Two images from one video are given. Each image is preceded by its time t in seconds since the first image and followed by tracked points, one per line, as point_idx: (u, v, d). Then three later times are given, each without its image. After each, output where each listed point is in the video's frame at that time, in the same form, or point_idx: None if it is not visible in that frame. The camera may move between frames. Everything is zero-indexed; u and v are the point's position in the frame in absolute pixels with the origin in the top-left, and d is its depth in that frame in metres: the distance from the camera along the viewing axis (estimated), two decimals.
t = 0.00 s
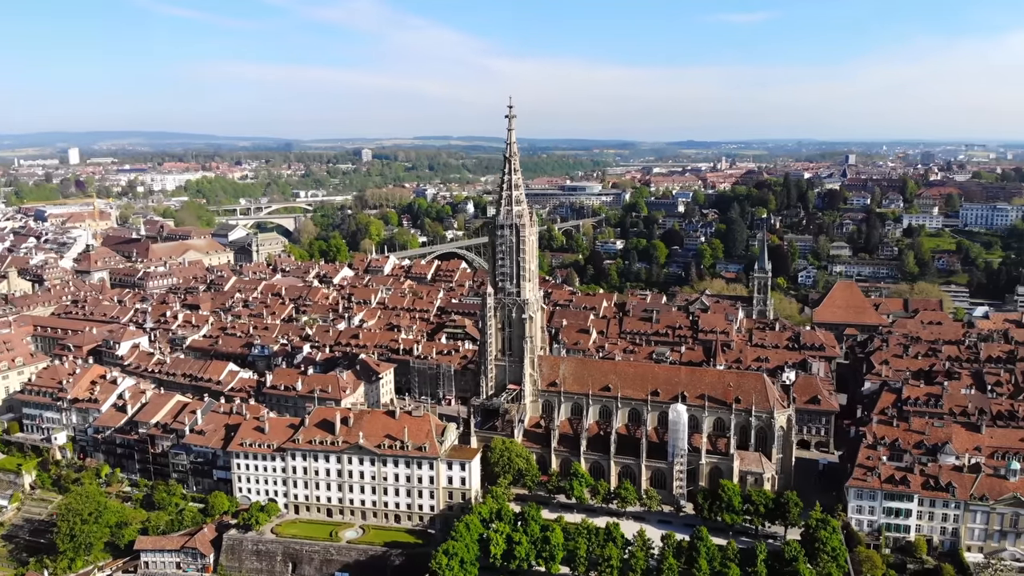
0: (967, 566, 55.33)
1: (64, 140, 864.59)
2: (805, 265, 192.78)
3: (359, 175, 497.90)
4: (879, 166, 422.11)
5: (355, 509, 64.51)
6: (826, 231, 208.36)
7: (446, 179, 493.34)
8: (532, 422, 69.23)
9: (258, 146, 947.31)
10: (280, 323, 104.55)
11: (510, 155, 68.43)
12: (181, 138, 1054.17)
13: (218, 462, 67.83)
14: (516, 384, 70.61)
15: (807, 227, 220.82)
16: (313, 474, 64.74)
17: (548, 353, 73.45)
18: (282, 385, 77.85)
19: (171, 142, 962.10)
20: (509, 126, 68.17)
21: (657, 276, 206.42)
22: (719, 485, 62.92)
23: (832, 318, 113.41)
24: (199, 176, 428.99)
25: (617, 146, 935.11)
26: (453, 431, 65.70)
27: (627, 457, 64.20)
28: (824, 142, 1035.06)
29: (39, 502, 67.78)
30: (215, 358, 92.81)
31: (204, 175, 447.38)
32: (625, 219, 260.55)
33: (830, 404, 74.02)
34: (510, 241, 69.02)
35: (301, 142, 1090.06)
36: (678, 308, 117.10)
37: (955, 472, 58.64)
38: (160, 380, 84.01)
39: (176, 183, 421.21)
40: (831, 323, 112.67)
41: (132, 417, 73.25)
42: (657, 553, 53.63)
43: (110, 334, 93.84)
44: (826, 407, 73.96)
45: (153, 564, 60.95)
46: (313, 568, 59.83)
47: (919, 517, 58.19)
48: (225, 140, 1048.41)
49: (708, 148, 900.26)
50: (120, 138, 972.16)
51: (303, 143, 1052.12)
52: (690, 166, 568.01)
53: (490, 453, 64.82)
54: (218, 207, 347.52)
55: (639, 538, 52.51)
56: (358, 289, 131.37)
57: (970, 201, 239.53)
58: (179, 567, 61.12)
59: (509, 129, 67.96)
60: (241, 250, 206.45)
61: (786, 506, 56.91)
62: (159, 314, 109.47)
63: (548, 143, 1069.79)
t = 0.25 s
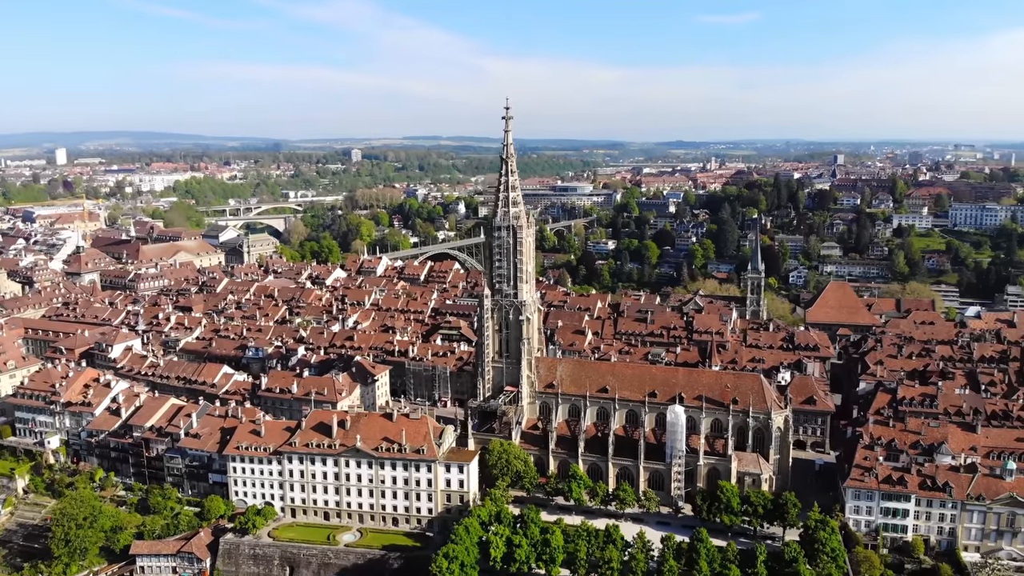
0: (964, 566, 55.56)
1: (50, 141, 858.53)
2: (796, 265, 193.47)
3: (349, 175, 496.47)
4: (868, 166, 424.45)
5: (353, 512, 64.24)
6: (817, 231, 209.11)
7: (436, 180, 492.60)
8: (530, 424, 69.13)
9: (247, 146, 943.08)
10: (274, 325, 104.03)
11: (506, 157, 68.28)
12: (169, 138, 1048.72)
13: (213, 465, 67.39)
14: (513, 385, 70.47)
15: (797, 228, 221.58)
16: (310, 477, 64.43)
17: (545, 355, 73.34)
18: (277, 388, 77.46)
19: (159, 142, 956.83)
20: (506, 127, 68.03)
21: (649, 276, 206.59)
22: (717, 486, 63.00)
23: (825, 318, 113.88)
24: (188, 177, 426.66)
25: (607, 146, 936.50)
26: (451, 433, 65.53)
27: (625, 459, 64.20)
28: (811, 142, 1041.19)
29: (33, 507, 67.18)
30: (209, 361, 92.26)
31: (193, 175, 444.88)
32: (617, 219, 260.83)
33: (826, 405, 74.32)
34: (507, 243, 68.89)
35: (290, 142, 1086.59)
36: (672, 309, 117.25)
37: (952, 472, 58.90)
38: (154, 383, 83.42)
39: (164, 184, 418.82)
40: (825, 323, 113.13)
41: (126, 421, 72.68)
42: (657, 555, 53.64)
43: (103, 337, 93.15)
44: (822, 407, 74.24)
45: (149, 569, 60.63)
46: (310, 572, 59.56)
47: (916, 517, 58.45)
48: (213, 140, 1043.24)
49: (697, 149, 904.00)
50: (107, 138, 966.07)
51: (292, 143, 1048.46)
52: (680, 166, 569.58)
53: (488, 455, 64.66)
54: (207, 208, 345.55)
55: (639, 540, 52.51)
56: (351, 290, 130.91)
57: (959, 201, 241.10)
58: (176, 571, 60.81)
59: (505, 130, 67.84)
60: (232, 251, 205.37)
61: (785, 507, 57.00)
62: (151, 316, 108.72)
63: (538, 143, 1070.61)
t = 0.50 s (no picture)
0: (961, 566, 55.82)
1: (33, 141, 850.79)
2: (785, 265, 194.37)
3: (337, 175, 494.81)
4: (855, 166, 427.29)
5: (350, 516, 63.90)
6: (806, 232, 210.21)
7: (425, 180, 491.88)
8: (527, 426, 68.98)
9: (234, 147, 938.51)
10: (266, 328, 103.46)
11: (502, 158, 68.12)
12: (155, 138, 1042.84)
13: (208, 470, 66.86)
14: (510, 388, 70.26)
15: (787, 228, 222.56)
16: (307, 481, 64.05)
17: (541, 357, 73.23)
18: (271, 391, 76.98)
19: (145, 143, 950.78)
20: (502, 129, 67.88)
21: (639, 277, 206.97)
22: (715, 488, 63.05)
23: (818, 318, 114.39)
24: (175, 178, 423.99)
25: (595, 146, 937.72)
26: (448, 436, 65.33)
27: (623, 460, 64.17)
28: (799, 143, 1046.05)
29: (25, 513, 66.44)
30: (201, 364, 91.62)
31: (179, 176, 441.99)
32: (607, 220, 261.35)
33: (821, 406, 74.63)
34: (503, 245, 68.74)
35: (277, 142, 1083.47)
36: (665, 310, 117.48)
37: (948, 472, 59.23)
38: (146, 387, 82.73)
39: (151, 185, 415.95)
40: (817, 323, 113.71)
41: (119, 425, 72.01)
42: (656, 557, 53.72)
43: (94, 340, 92.32)
44: (817, 408, 74.54)
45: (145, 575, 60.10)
46: None
47: (913, 517, 58.75)
48: (199, 141, 1037.56)
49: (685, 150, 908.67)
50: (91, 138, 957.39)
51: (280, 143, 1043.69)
52: (668, 167, 571.30)
53: (485, 457, 64.49)
54: (195, 209, 343.38)
55: (639, 541, 52.57)
56: (343, 292, 130.41)
57: (946, 201, 242.94)
58: None
59: (501, 132, 67.68)
60: (221, 252, 204.16)
61: (783, 508, 57.14)
62: (142, 318, 107.86)
63: (526, 144, 1071.36)
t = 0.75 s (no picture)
0: (958, 565, 56.02)
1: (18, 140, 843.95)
2: (775, 265, 195.06)
3: (326, 175, 493.10)
4: (844, 166, 430.04)
5: (347, 519, 63.60)
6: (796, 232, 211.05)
7: (414, 180, 490.89)
8: (524, 427, 68.85)
9: (222, 147, 933.95)
10: (259, 330, 102.88)
11: (499, 160, 67.99)
12: (142, 138, 1036.50)
13: (203, 473, 66.38)
14: (507, 390, 70.12)
15: (777, 228, 223.30)
16: (303, 484, 63.70)
17: (538, 359, 73.14)
18: (266, 394, 76.57)
19: (132, 142, 945.11)
20: (498, 130, 67.75)
21: (631, 277, 207.09)
22: (713, 489, 63.10)
23: (811, 318, 114.84)
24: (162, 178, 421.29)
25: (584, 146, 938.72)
26: (445, 439, 65.14)
27: (620, 462, 64.15)
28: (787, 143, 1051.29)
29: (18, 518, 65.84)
30: (195, 367, 91.03)
31: (168, 176, 439.28)
32: (598, 220, 261.59)
33: (816, 406, 74.88)
34: (500, 246, 68.60)
35: (265, 142, 1079.48)
36: (658, 311, 117.61)
37: (944, 472, 59.50)
38: (140, 390, 82.15)
39: (139, 185, 413.24)
40: (809, 324, 114.15)
41: (112, 428, 71.44)
42: (656, 558, 53.72)
43: (86, 343, 91.60)
44: (812, 408, 74.79)
45: None
46: None
47: (910, 517, 58.95)
48: (187, 141, 1032.31)
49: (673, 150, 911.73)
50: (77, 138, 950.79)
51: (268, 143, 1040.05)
52: (658, 167, 572.48)
53: (483, 460, 64.36)
54: (183, 209, 341.35)
55: (638, 543, 52.57)
56: (336, 293, 129.87)
57: (935, 201, 244.49)
58: None
59: (498, 133, 67.54)
60: (211, 254, 202.88)
61: (781, 509, 57.28)
62: (133, 320, 107.07)
63: (515, 144, 1073.56)
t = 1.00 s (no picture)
0: (954, 565, 56.31)
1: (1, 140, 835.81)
2: (765, 265, 195.85)
3: (314, 175, 491.15)
4: (831, 166, 432.41)
5: (343, 523, 63.26)
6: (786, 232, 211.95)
7: (403, 180, 489.81)
8: (520, 430, 68.75)
9: (209, 147, 928.68)
10: (251, 332, 102.25)
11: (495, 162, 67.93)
12: (127, 138, 1029.25)
13: (198, 478, 65.83)
14: (504, 392, 70.04)
15: (766, 228, 224.17)
16: (299, 488, 63.32)
17: (534, 361, 73.08)
18: (261, 397, 76.10)
19: (117, 142, 938.46)
20: (494, 132, 67.68)
21: (622, 278, 207.25)
22: (710, 490, 63.16)
23: (803, 319, 115.35)
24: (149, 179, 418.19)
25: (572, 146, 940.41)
26: (442, 441, 64.95)
27: (617, 464, 64.15)
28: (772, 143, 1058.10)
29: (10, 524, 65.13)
30: (187, 370, 90.39)
31: (154, 177, 436.20)
32: (588, 220, 261.87)
33: (811, 406, 75.16)
34: (497, 248, 68.51)
35: (251, 142, 1074.91)
36: (651, 311, 117.81)
37: (940, 472, 59.84)
38: (132, 394, 81.46)
39: (125, 186, 410.14)
40: (801, 324, 114.67)
41: (105, 433, 70.76)
42: (655, 560, 53.74)
43: (77, 346, 90.79)
44: (807, 409, 75.05)
45: None
46: None
47: (906, 517, 59.22)
48: (173, 141, 1026.48)
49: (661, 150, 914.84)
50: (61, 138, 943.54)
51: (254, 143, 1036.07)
52: (647, 167, 573.92)
53: (480, 462, 64.13)
54: (171, 210, 339.01)
55: (638, 545, 52.59)
56: (327, 295, 129.29)
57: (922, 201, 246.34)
58: None
59: (494, 135, 67.48)
60: (200, 255, 201.52)
61: (779, 510, 57.42)
62: (124, 323, 106.16)
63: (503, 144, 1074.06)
